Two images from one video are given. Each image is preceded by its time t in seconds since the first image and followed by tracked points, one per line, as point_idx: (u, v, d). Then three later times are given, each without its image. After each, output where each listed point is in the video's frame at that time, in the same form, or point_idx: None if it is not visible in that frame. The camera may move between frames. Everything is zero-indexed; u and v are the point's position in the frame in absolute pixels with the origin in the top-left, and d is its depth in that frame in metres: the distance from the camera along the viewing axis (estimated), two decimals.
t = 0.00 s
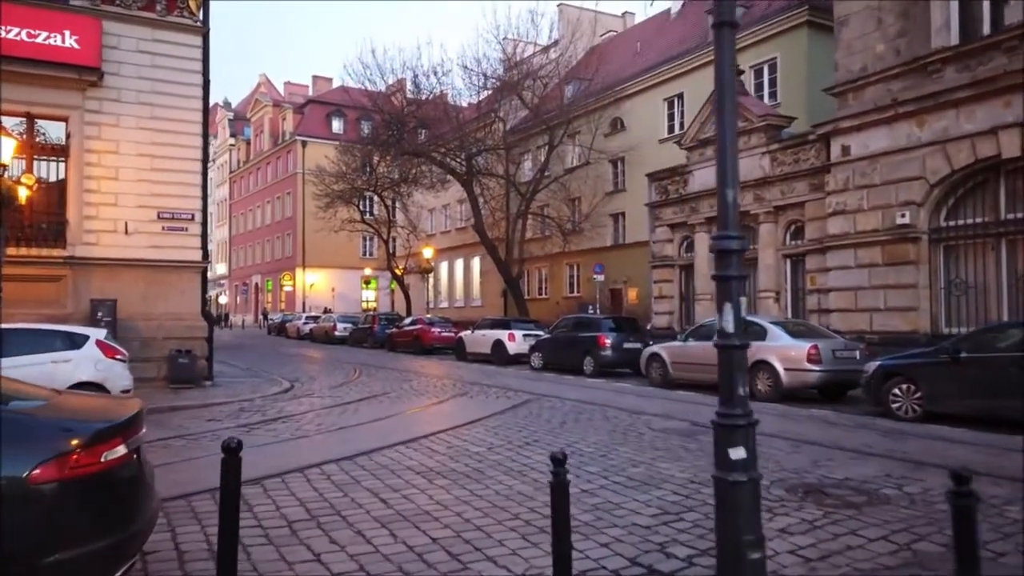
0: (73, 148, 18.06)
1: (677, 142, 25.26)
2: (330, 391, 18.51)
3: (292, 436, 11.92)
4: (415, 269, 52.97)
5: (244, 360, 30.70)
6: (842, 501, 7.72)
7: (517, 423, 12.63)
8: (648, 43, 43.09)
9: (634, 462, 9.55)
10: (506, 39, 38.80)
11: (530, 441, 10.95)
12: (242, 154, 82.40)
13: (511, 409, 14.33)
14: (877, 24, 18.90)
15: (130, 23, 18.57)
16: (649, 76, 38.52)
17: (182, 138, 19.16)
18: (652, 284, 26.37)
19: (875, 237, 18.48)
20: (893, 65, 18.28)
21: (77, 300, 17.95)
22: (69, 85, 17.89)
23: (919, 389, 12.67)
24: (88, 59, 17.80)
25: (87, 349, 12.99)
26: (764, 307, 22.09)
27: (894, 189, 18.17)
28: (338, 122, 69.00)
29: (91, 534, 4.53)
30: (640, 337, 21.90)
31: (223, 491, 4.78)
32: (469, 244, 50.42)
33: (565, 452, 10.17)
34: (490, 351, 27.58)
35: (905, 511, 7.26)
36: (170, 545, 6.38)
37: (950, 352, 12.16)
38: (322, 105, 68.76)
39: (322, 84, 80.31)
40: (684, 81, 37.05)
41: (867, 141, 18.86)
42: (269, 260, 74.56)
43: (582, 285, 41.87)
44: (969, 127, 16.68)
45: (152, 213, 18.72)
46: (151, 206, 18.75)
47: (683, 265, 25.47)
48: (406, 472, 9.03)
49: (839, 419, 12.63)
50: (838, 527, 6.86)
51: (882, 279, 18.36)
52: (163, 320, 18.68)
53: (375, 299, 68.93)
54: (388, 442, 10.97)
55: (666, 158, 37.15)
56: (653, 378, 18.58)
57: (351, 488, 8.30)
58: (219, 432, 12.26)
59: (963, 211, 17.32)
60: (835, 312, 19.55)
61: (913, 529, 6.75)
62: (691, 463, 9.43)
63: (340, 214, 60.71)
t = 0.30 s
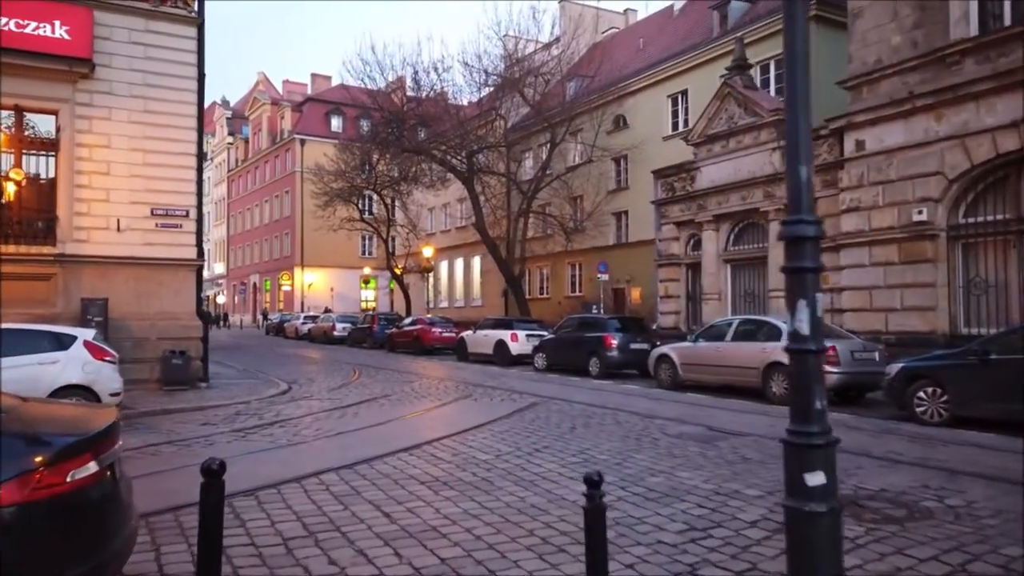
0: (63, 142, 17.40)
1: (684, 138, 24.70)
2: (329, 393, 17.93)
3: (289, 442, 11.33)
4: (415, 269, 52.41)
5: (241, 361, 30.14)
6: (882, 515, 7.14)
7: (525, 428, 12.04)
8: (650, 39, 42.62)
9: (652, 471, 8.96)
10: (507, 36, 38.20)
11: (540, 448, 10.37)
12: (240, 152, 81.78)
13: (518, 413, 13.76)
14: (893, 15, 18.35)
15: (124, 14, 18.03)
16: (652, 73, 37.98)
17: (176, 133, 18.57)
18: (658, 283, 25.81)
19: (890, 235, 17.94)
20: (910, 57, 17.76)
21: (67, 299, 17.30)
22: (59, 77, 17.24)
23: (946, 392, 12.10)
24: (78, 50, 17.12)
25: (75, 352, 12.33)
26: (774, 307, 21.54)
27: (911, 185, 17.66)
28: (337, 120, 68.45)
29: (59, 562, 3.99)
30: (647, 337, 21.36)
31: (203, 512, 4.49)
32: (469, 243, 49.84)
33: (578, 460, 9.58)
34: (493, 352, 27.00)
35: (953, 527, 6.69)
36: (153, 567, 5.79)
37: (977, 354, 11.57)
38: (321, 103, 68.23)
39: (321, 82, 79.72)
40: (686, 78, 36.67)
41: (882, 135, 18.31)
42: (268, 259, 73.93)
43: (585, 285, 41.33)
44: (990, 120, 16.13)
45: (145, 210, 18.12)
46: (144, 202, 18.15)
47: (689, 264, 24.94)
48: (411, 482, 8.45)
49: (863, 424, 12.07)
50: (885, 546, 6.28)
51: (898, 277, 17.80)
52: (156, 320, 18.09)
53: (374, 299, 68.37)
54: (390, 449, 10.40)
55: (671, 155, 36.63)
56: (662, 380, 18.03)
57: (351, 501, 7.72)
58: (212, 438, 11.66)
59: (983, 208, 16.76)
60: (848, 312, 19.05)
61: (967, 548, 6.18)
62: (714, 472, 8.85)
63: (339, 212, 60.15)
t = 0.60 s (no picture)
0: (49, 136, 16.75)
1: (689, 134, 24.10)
2: (325, 396, 17.30)
3: (281, 449, 10.71)
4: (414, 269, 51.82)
5: (236, 362, 29.52)
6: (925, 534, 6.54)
7: (530, 434, 11.42)
8: (652, 35, 42.01)
9: (669, 483, 8.34)
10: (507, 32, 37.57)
11: (548, 457, 9.74)
12: (238, 151, 81.14)
13: (522, 417, 13.14)
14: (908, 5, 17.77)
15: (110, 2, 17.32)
16: (655, 69, 37.35)
17: (167, 127, 17.94)
18: (663, 283, 25.22)
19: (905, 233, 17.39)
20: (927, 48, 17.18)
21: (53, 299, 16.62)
22: (45, 69, 16.57)
23: (973, 397, 11.47)
24: (65, 41, 16.48)
25: (56, 354, 11.70)
26: (784, 307, 20.93)
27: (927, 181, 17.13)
28: (335, 118, 67.81)
29: None
30: (653, 338, 20.76)
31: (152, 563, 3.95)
32: (469, 243, 49.24)
33: (588, 470, 8.96)
34: (494, 353, 26.40)
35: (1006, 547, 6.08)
36: None
37: (1008, 357, 10.84)
38: (318, 102, 67.60)
39: (319, 80, 79.06)
40: (689, 75, 36.07)
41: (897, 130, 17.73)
42: (265, 259, 73.29)
43: (586, 285, 40.73)
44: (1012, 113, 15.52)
45: (134, 206, 17.50)
46: (134, 198, 17.53)
47: (695, 263, 24.34)
48: (410, 497, 7.82)
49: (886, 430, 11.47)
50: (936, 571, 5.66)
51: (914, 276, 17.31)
52: (145, 320, 17.51)
53: (372, 299, 67.81)
54: (388, 457, 9.78)
55: (674, 152, 36.02)
56: (670, 383, 17.43)
57: (346, 518, 7.10)
58: (200, 445, 11.03)
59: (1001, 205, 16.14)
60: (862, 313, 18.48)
61: None
62: (736, 484, 8.23)
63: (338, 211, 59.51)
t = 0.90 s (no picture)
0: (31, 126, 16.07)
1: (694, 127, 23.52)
2: (319, 396, 16.68)
3: (269, 452, 10.09)
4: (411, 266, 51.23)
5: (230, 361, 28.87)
6: (971, 545, 5.94)
7: (533, 436, 10.81)
8: (653, 30, 41.44)
9: (685, 488, 7.74)
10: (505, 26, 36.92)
11: (553, 459, 9.13)
12: (234, 149, 80.43)
13: (524, 418, 12.53)
14: None
15: None
16: (656, 64, 36.78)
17: (154, 116, 17.27)
18: (666, 279, 24.62)
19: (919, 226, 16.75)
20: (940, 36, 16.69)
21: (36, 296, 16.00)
22: (25, 57, 15.84)
23: (1000, 395, 10.84)
24: (48, 27, 15.80)
25: (31, 351, 11.02)
26: (791, 303, 20.33)
27: (941, 172, 16.53)
28: (332, 115, 67.12)
29: None
30: (657, 336, 20.16)
31: None
32: (467, 240, 48.64)
33: (596, 475, 8.35)
34: (493, 351, 25.80)
35: None
36: None
37: None
38: (315, 99, 66.94)
39: (315, 77, 78.36)
40: (691, 69, 35.50)
41: (910, 120, 17.14)
42: (261, 258, 72.65)
43: (586, 282, 40.16)
44: None
45: (120, 198, 16.84)
46: (120, 190, 16.87)
47: (699, 259, 23.77)
48: (406, 504, 7.21)
49: (907, 430, 10.89)
50: None
51: (928, 271, 16.70)
52: (133, 317, 16.84)
53: (369, 298, 67.21)
54: (383, 460, 9.17)
55: (676, 147, 35.45)
56: (676, 381, 16.83)
57: (335, 528, 6.49)
58: (184, 447, 10.40)
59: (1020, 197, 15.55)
60: (873, 308, 17.90)
61: None
62: (757, 489, 7.63)
63: (334, 208, 58.87)
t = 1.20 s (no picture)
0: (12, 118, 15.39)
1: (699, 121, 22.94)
2: (313, 398, 16.07)
3: (259, 459, 9.49)
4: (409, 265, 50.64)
5: (224, 362, 28.25)
6: None
7: (538, 441, 10.20)
8: (654, 25, 40.84)
9: (705, 501, 7.13)
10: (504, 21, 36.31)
11: (561, 468, 8.52)
12: (230, 148, 79.75)
13: (527, 422, 11.94)
14: None
15: None
16: (658, 59, 36.23)
17: (143, 108, 16.63)
18: (670, 278, 24.07)
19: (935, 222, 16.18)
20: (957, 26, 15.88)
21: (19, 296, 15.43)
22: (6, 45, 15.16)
23: None
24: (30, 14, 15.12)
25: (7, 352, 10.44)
26: (801, 301, 19.79)
27: (958, 166, 15.96)
28: (329, 113, 66.45)
29: None
30: (663, 336, 19.58)
31: None
32: (466, 239, 48.07)
33: (609, 486, 7.74)
34: (493, 351, 25.20)
35: None
36: None
37: None
38: (312, 97, 66.31)
39: (312, 75, 77.66)
40: (694, 63, 34.87)
41: (926, 111, 16.57)
42: (258, 257, 71.99)
43: (587, 281, 39.59)
44: None
45: (107, 193, 16.21)
46: (106, 184, 16.24)
47: (704, 256, 23.21)
48: (404, 520, 6.62)
49: (934, 436, 10.29)
50: None
51: (945, 268, 16.14)
52: (121, 316, 16.24)
53: (367, 298, 66.61)
54: (379, 470, 8.57)
55: (679, 143, 34.85)
56: (683, 383, 16.24)
57: (325, 548, 5.90)
58: (168, 454, 9.81)
59: None
60: (887, 307, 17.33)
61: None
62: (785, 502, 7.01)
63: (331, 207, 58.25)
